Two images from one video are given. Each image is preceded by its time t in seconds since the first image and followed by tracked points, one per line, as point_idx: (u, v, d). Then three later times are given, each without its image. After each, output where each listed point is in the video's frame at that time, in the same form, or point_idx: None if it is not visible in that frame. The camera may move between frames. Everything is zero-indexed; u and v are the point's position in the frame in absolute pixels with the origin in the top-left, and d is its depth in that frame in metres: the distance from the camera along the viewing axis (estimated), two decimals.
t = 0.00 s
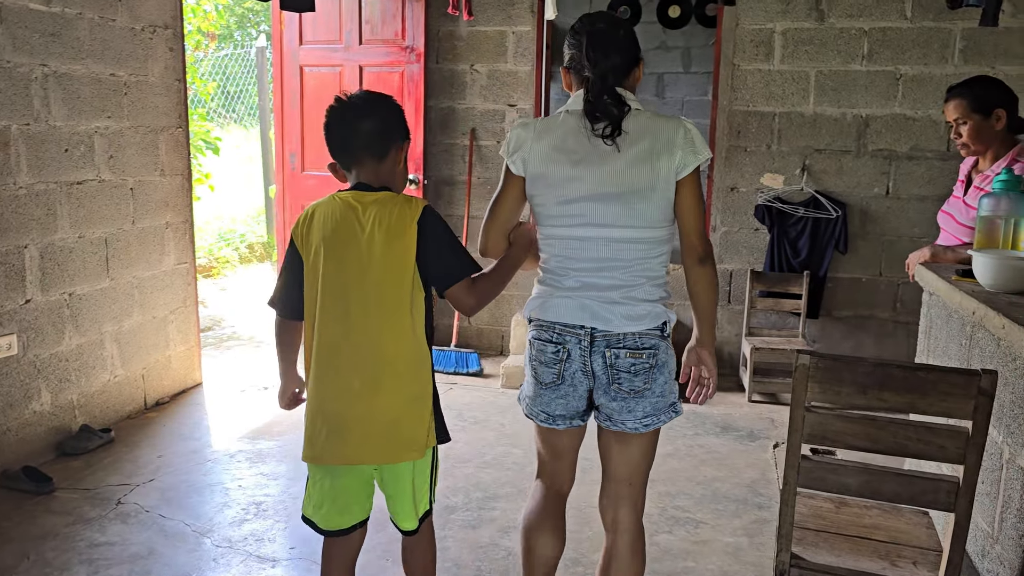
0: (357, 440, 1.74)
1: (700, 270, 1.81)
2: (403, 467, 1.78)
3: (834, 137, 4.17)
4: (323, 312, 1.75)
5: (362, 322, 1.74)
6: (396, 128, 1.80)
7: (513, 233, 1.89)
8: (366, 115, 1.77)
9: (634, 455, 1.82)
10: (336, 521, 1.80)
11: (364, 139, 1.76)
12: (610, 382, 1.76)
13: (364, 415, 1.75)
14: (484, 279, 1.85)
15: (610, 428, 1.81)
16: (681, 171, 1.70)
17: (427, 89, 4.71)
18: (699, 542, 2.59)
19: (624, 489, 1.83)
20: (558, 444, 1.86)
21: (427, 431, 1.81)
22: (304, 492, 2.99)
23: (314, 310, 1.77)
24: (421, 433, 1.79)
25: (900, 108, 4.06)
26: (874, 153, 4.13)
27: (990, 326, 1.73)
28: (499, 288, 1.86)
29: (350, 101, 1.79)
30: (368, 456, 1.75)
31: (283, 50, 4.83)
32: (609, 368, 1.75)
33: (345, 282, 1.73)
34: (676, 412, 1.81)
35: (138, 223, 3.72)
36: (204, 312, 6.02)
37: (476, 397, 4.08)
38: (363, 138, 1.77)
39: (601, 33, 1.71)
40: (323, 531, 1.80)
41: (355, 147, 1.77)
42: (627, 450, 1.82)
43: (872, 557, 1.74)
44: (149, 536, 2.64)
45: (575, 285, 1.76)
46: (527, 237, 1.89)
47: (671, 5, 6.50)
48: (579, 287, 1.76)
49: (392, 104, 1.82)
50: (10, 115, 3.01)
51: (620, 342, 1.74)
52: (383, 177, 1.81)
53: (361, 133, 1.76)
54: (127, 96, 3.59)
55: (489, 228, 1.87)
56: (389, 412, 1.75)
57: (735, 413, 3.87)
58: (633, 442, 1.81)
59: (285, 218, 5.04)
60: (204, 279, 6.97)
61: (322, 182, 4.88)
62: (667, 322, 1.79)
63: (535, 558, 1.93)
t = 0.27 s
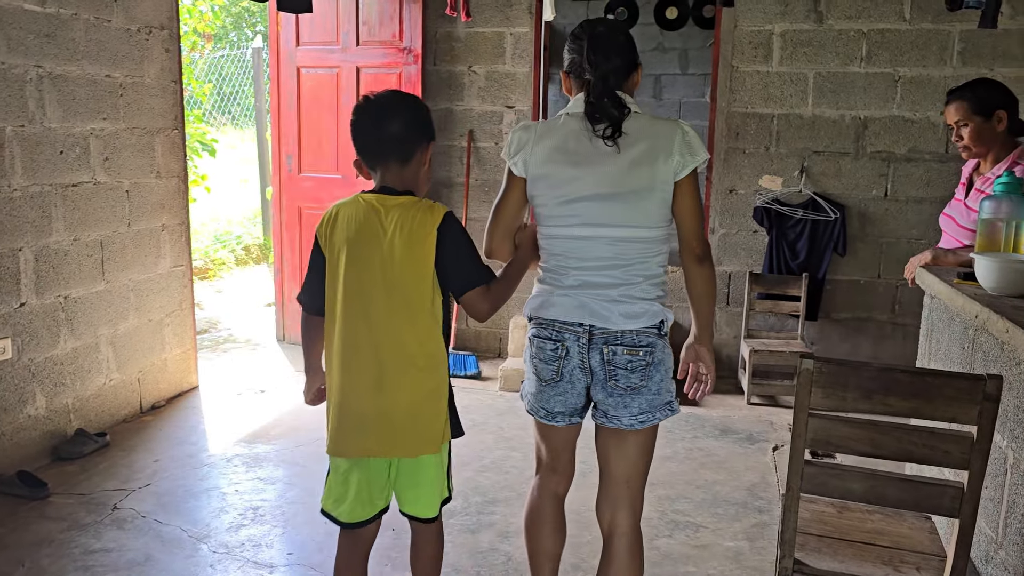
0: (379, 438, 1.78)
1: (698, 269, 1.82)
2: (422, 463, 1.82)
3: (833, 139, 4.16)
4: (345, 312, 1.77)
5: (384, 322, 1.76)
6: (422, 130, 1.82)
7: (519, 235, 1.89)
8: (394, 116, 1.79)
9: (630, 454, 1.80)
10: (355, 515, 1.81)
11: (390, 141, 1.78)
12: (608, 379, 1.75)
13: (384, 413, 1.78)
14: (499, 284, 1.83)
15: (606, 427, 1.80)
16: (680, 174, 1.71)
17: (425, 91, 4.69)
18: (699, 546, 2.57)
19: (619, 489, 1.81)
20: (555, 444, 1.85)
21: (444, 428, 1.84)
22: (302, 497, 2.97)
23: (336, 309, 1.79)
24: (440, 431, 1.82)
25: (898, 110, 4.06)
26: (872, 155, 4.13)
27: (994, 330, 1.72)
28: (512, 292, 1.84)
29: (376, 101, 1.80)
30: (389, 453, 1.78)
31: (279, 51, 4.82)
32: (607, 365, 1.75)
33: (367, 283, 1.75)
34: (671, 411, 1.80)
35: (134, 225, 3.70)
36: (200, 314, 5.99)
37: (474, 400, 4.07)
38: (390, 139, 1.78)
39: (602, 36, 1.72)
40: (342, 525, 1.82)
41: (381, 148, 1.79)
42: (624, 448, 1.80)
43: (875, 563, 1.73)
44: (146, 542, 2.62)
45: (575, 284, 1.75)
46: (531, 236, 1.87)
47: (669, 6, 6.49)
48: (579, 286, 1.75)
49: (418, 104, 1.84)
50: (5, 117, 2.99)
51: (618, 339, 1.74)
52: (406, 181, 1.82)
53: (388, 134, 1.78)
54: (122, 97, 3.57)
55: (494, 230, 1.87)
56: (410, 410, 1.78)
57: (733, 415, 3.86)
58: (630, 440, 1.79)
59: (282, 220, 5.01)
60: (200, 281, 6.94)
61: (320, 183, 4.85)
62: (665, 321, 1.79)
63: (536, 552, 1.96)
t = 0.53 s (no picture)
0: (392, 425, 1.89)
1: (677, 269, 1.85)
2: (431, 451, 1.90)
3: (830, 141, 4.15)
4: (358, 305, 1.87)
5: (396, 316, 1.85)
6: (434, 129, 1.89)
7: (512, 239, 1.93)
8: (407, 114, 1.86)
9: (618, 450, 1.83)
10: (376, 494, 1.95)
11: (404, 138, 1.85)
12: (593, 376, 1.79)
13: (394, 402, 1.88)
14: (502, 283, 1.91)
15: (593, 423, 1.84)
16: (660, 176, 1.73)
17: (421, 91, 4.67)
18: (698, 551, 2.55)
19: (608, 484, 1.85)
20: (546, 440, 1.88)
21: (453, 419, 1.92)
22: (297, 502, 2.95)
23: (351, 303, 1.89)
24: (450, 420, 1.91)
25: (896, 111, 4.05)
26: (870, 156, 4.12)
27: (997, 334, 1.71)
28: (513, 291, 1.92)
29: (392, 100, 1.88)
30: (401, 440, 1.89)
31: (274, 52, 4.79)
32: (591, 363, 1.78)
33: (379, 279, 1.85)
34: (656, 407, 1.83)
35: (127, 227, 3.67)
36: (195, 316, 5.96)
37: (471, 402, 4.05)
38: (403, 136, 1.86)
39: (583, 41, 1.73)
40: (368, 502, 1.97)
41: (395, 145, 1.87)
42: (613, 445, 1.84)
43: (877, 569, 1.71)
44: (139, 548, 2.59)
45: (560, 285, 1.79)
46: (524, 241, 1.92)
47: (665, 7, 6.48)
48: (564, 286, 1.78)
49: (432, 102, 1.92)
50: None
51: (602, 338, 1.77)
52: (418, 178, 1.91)
53: (402, 132, 1.86)
54: (115, 98, 3.54)
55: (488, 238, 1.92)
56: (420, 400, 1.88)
57: (731, 418, 3.85)
58: (617, 436, 1.83)
59: (277, 221, 4.99)
60: (195, 283, 6.89)
61: (316, 185, 4.83)
62: (649, 319, 1.81)
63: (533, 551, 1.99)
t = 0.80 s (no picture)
0: (395, 423, 1.88)
1: (660, 264, 1.90)
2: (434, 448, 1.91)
3: (830, 142, 4.13)
4: (361, 304, 1.88)
5: (399, 313, 1.86)
6: (435, 130, 1.91)
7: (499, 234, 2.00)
8: (408, 116, 1.88)
9: (609, 440, 1.88)
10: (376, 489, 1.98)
11: (405, 139, 1.88)
12: (578, 369, 1.84)
13: (397, 400, 1.88)
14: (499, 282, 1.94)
15: (578, 415, 1.88)
16: (641, 173, 1.80)
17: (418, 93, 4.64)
18: (699, 557, 2.53)
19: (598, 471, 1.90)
20: (535, 433, 1.93)
21: (455, 417, 1.92)
22: (293, 508, 2.91)
23: (353, 302, 1.90)
24: (452, 417, 1.92)
25: (896, 112, 4.03)
26: (870, 158, 4.10)
27: (1003, 338, 1.68)
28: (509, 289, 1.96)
29: (394, 101, 1.90)
30: (404, 437, 1.88)
31: (271, 53, 4.76)
32: (577, 356, 1.84)
33: (382, 277, 1.86)
34: (640, 400, 1.88)
35: (121, 230, 3.63)
36: (190, 319, 5.92)
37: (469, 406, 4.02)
38: (404, 138, 1.88)
39: (566, 44, 1.79)
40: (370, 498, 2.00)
41: (397, 146, 1.88)
42: (601, 435, 1.88)
43: None
44: (133, 555, 2.56)
45: (546, 279, 1.85)
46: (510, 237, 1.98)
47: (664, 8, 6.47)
48: (550, 281, 1.84)
49: (432, 103, 1.94)
50: None
51: (587, 332, 1.82)
52: (420, 178, 1.92)
53: (402, 133, 1.88)
54: (110, 99, 3.51)
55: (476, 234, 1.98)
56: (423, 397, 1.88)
57: (731, 421, 3.82)
58: (603, 428, 1.88)
59: (274, 224, 4.95)
60: (190, 286, 6.85)
61: (312, 187, 4.79)
62: (633, 314, 1.87)
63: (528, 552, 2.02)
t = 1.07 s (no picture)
0: (396, 426, 1.87)
1: (649, 263, 1.88)
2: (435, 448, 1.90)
3: (831, 144, 4.11)
4: (359, 308, 1.86)
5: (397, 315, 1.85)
6: (428, 134, 1.90)
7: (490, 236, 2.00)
8: (402, 121, 1.87)
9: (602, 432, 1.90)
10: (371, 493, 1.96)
11: (399, 145, 1.86)
12: (571, 367, 1.84)
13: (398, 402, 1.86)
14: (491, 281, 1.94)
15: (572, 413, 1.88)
16: (632, 172, 1.80)
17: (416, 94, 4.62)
18: (700, 563, 2.50)
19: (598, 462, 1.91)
20: (529, 434, 1.93)
21: (455, 415, 1.92)
22: (290, 514, 2.88)
23: (350, 306, 1.88)
24: (452, 417, 1.91)
25: (897, 114, 4.01)
26: (871, 159, 4.07)
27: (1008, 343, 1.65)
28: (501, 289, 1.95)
29: (385, 105, 1.88)
30: (406, 440, 1.87)
31: (269, 54, 4.74)
32: (570, 354, 1.84)
33: (379, 280, 1.84)
34: (633, 396, 1.89)
35: (117, 232, 3.61)
36: (188, 322, 5.89)
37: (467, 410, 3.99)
38: (398, 142, 1.87)
39: (558, 46, 1.80)
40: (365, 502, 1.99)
41: (390, 151, 1.87)
42: (597, 432, 1.89)
43: None
44: (127, 562, 2.53)
45: (539, 278, 1.85)
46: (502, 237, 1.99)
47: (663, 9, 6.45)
48: (542, 279, 1.85)
49: (423, 106, 1.92)
50: None
51: (580, 330, 1.83)
52: (413, 183, 1.91)
53: (396, 139, 1.86)
54: (105, 101, 3.48)
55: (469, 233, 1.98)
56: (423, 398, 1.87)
57: (732, 425, 3.79)
58: (598, 423, 1.89)
59: (272, 226, 4.93)
60: (188, 288, 6.82)
61: (310, 189, 4.76)
62: (626, 312, 1.87)
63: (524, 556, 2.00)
